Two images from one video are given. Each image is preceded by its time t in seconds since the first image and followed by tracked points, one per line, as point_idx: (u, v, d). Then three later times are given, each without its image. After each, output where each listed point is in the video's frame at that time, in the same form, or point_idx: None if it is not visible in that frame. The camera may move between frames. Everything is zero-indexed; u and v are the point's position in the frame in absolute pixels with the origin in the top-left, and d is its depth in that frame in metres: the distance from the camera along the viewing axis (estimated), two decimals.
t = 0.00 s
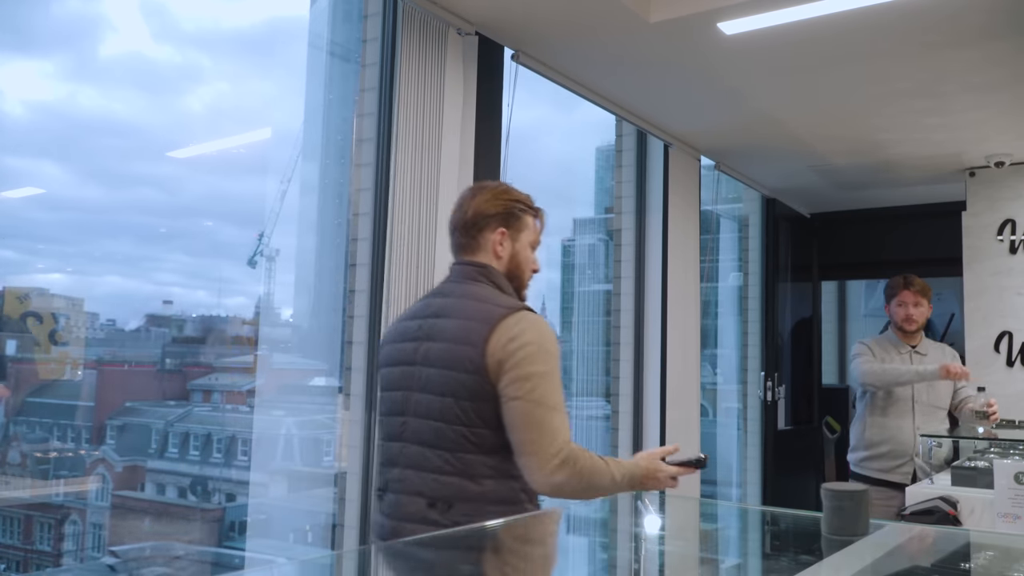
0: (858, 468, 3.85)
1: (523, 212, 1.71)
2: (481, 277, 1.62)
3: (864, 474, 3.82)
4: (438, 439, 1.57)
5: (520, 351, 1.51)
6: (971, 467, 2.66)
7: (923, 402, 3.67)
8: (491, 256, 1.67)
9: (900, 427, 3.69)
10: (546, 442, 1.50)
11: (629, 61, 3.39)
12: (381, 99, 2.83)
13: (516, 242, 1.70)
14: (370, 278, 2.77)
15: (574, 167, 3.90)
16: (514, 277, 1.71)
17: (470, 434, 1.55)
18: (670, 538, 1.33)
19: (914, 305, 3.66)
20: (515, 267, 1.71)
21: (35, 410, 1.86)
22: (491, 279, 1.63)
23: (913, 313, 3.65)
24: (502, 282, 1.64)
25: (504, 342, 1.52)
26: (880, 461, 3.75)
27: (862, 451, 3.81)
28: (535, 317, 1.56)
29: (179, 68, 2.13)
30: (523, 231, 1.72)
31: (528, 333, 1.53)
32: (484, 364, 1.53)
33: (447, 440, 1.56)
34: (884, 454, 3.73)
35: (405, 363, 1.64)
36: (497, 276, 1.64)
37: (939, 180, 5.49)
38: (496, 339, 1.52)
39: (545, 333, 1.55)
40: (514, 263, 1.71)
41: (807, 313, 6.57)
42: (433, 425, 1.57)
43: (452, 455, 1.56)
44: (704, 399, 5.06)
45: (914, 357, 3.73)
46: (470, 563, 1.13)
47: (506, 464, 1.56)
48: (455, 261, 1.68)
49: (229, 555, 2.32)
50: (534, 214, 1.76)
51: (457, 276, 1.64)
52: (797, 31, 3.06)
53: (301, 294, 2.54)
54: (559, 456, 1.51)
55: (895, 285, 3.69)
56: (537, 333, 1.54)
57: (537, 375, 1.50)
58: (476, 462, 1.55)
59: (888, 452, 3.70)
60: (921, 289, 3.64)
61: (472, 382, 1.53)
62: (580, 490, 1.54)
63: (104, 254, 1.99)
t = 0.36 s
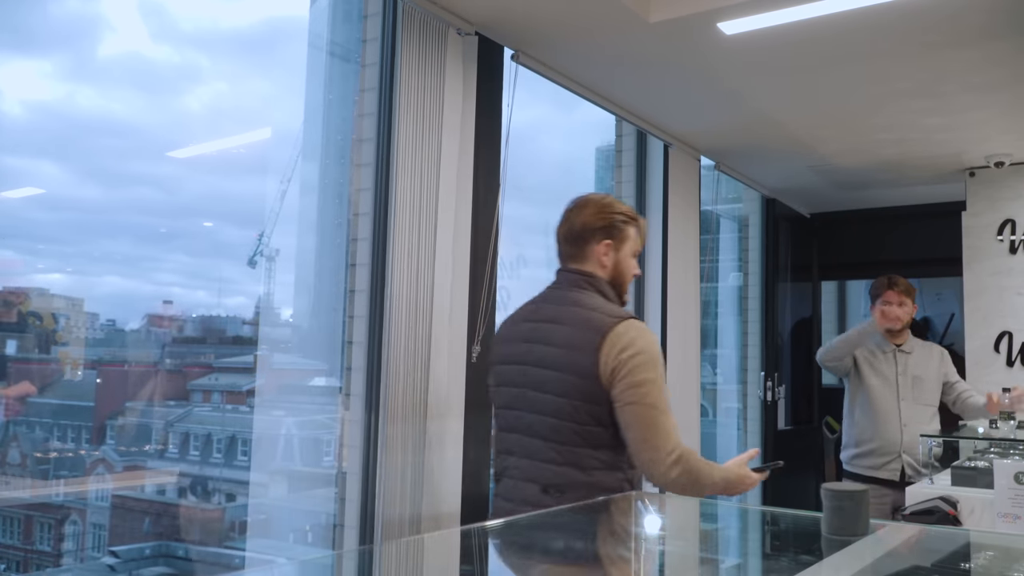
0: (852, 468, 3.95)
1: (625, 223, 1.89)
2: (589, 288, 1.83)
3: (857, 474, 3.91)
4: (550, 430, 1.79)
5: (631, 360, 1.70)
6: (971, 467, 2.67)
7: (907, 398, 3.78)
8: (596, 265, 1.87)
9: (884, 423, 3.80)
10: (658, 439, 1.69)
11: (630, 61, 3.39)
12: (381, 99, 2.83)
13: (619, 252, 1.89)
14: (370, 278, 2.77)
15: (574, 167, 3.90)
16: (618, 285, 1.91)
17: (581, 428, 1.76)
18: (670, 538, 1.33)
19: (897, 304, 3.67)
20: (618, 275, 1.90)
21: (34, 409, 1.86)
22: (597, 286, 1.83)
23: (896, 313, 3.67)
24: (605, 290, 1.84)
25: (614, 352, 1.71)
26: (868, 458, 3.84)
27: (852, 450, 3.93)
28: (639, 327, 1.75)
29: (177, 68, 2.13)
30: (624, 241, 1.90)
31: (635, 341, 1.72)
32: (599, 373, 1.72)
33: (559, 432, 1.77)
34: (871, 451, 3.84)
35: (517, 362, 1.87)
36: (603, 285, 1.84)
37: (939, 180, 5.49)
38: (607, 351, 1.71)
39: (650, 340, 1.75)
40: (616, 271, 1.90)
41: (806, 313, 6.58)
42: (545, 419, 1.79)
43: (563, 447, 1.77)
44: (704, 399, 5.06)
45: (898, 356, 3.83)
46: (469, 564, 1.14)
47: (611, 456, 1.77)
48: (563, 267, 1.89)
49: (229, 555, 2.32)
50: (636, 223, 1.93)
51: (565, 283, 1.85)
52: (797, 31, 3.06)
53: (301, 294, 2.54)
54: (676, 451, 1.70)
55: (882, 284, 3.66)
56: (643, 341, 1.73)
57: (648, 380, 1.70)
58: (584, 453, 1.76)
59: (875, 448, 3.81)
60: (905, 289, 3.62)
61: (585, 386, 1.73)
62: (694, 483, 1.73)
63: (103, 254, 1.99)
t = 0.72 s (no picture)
0: (847, 465, 4.02)
1: (696, 242, 2.10)
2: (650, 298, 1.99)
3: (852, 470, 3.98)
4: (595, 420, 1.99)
5: (658, 359, 1.88)
6: (971, 467, 2.67)
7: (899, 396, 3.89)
8: (666, 279, 2.07)
9: (879, 419, 3.90)
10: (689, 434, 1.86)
11: (630, 61, 3.39)
12: (381, 99, 2.83)
13: (688, 268, 2.09)
14: (370, 278, 2.77)
15: (575, 168, 3.90)
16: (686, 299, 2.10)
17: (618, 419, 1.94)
18: (670, 538, 1.33)
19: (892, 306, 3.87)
20: (687, 289, 2.10)
21: (33, 409, 1.86)
22: (656, 295, 2.00)
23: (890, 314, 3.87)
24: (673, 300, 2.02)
25: (644, 351, 1.90)
26: (864, 455, 3.93)
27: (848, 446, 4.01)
28: (671, 328, 1.92)
29: (176, 67, 2.13)
30: (694, 259, 2.10)
31: (664, 341, 1.90)
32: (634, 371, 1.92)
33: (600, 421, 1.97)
34: (867, 447, 3.92)
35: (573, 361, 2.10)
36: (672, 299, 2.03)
37: (940, 180, 5.48)
38: (637, 351, 1.91)
39: (682, 339, 1.92)
40: (686, 286, 2.09)
41: (807, 313, 6.58)
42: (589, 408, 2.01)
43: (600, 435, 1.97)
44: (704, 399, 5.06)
45: (889, 354, 3.94)
46: (469, 564, 1.14)
47: (645, 446, 1.92)
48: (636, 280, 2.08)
49: (229, 555, 2.31)
50: (704, 244, 2.14)
51: (632, 291, 2.04)
52: (797, 31, 3.05)
53: (301, 294, 2.54)
54: (705, 446, 1.86)
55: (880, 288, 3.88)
56: (672, 341, 1.89)
57: (676, 377, 1.87)
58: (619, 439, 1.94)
59: (870, 444, 3.90)
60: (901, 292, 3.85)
61: (622, 381, 1.93)
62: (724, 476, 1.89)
63: (103, 254, 1.99)
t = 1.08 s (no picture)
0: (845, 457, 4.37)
1: (769, 281, 2.33)
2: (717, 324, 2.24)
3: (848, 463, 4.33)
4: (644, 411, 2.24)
5: (699, 356, 2.13)
6: (971, 467, 2.67)
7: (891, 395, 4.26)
8: (737, 314, 2.33)
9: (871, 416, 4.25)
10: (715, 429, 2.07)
11: (631, 61, 3.39)
12: (381, 99, 2.83)
13: (760, 304, 2.32)
14: (370, 278, 2.77)
15: (574, 167, 3.90)
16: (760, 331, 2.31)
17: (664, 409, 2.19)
18: (670, 538, 1.33)
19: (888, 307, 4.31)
20: (761, 322, 2.32)
21: (33, 409, 1.86)
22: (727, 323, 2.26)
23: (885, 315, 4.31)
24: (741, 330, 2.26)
25: (690, 353, 2.16)
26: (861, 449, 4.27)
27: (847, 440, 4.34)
28: (719, 337, 2.16)
29: (174, 66, 2.12)
30: (766, 296, 2.33)
31: (711, 346, 2.14)
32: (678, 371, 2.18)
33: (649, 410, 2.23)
34: (862, 443, 4.28)
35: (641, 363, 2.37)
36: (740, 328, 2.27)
37: (940, 180, 5.49)
38: (685, 349, 2.17)
39: (730, 348, 2.14)
40: (758, 320, 2.32)
41: (806, 313, 6.58)
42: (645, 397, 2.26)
43: (648, 418, 2.23)
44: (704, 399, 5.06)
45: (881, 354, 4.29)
46: (469, 564, 1.14)
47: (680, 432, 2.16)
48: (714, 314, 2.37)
49: (229, 555, 2.31)
50: (783, 284, 2.35)
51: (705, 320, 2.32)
52: (797, 31, 3.06)
53: (301, 294, 2.54)
54: (729, 438, 2.05)
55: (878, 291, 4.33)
56: (717, 346, 2.13)
57: (710, 374, 2.09)
58: (660, 424, 2.19)
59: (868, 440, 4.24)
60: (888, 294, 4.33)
61: (672, 374, 2.19)
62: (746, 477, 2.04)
63: (103, 254, 2.00)
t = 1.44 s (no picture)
0: (844, 453, 4.44)
1: (813, 318, 2.44)
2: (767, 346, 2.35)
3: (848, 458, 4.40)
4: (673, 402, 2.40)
5: (737, 359, 2.26)
6: (971, 467, 2.67)
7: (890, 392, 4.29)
8: (784, 348, 2.46)
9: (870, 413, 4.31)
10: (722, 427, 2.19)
11: (631, 61, 3.39)
12: (381, 99, 2.83)
13: (805, 338, 2.43)
14: (370, 279, 2.77)
15: (575, 168, 3.90)
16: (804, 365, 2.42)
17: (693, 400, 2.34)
18: (670, 538, 1.33)
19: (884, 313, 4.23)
20: (806, 357, 2.44)
21: (33, 409, 1.86)
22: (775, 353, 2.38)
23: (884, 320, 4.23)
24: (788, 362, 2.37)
25: (732, 354, 2.29)
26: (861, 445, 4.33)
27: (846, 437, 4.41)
28: (761, 350, 2.27)
29: (173, 66, 2.12)
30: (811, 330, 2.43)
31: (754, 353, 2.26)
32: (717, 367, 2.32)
33: (681, 402, 2.37)
34: (861, 440, 4.33)
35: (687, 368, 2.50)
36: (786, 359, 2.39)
37: (939, 180, 5.49)
38: (729, 354, 2.31)
39: (771, 360, 2.24)
40: (803, 354, 2.44)
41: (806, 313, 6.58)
42: (680, 390, 2.40)
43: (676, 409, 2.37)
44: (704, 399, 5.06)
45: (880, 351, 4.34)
46: (469, 564, 1.14)
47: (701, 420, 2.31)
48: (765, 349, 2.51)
49: (229, 555, 2.31)
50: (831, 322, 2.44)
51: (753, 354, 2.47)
52: (797, 32, 3.06)
53: (301, 294, 2.54)
54: (737, 432, 2.16)
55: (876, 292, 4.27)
56: (756, 355, 2.25)
57: (739, 373, 2.22)
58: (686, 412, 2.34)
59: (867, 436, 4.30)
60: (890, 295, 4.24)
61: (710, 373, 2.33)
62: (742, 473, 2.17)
63: (103, 254, 2.00)
